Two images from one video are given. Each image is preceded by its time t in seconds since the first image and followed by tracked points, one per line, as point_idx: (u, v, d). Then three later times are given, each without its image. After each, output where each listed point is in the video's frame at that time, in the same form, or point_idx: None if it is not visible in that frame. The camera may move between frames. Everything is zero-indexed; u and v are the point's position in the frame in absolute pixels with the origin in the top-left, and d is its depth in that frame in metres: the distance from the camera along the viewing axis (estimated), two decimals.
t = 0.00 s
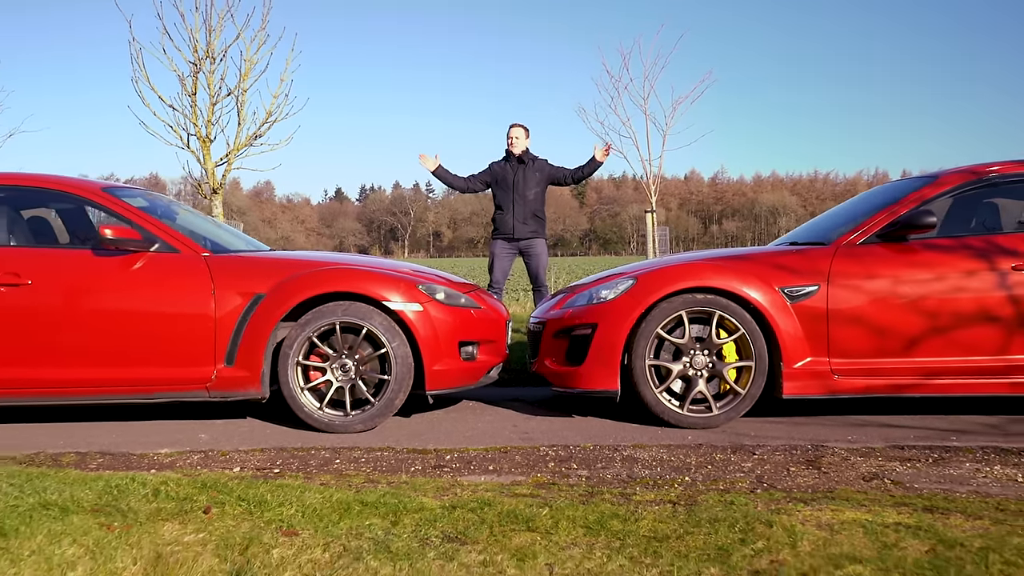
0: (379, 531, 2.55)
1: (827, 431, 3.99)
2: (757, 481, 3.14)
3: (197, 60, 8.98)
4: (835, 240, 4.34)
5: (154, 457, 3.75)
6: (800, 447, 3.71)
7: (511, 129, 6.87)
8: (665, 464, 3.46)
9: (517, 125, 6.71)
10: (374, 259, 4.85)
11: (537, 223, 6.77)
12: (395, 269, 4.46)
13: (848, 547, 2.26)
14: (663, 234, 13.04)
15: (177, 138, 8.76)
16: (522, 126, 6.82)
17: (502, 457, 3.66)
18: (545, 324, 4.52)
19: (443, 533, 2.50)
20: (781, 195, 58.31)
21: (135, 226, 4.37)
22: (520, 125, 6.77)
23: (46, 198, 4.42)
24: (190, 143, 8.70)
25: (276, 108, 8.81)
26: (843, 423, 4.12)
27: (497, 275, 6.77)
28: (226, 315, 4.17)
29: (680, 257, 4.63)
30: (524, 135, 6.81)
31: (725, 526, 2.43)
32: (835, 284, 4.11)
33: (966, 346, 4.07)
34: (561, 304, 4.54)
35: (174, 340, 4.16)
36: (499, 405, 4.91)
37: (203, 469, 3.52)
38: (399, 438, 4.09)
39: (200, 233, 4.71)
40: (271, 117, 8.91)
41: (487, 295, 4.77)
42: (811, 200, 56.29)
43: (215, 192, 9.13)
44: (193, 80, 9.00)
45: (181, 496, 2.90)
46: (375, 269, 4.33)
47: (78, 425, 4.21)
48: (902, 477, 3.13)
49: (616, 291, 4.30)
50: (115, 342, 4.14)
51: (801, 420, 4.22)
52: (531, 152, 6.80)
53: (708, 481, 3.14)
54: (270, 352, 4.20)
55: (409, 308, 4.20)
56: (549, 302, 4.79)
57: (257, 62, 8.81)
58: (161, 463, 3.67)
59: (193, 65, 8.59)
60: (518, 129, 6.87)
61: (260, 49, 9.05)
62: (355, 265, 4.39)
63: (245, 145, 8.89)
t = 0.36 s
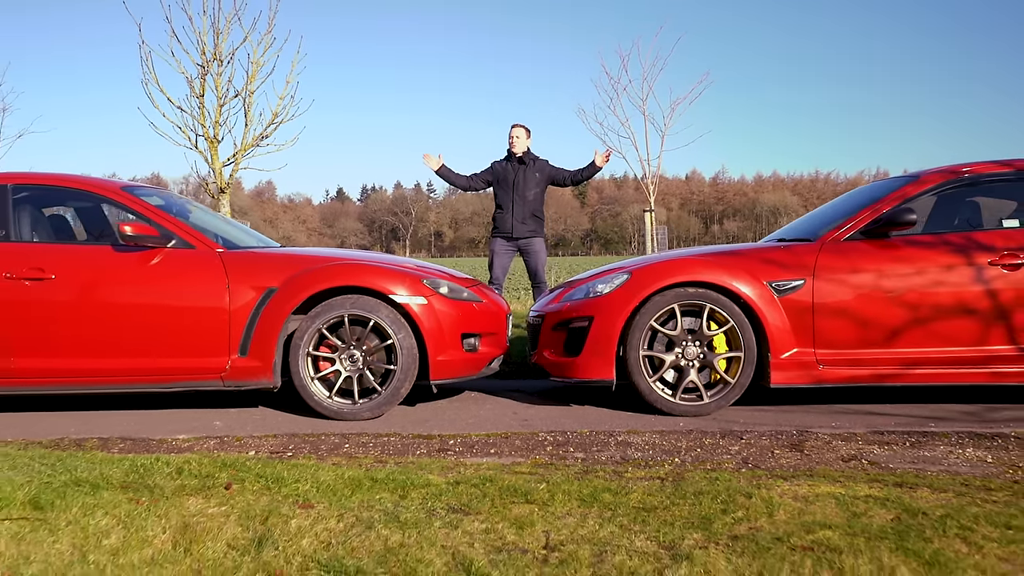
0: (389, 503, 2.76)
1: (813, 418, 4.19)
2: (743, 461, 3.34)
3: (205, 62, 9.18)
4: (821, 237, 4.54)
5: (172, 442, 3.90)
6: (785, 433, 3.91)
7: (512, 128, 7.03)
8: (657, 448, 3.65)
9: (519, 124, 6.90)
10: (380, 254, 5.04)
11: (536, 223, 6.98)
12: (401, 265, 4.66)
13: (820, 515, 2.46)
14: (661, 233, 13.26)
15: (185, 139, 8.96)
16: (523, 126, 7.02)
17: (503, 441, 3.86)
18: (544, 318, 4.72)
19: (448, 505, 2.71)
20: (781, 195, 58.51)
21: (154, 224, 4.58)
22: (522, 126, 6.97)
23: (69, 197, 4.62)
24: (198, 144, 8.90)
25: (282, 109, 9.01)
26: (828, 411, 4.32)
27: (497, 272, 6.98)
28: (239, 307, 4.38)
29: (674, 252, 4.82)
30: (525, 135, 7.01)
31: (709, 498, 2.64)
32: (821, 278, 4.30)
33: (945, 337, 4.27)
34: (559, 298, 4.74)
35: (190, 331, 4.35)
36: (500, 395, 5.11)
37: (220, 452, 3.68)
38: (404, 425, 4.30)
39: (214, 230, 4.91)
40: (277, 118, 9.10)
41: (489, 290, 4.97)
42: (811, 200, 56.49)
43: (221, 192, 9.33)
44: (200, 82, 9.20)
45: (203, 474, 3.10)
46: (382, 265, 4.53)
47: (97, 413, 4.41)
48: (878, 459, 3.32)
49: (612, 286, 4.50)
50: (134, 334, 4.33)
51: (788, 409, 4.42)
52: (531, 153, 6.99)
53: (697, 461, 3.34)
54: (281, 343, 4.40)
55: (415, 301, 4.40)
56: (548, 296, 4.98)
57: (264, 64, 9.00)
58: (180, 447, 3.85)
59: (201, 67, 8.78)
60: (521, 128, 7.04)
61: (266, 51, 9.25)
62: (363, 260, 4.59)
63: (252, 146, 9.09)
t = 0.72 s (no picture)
0: (401, 477, 2.98)
1: (799, 405, 4.41)
2: (731, 442, 3.56)
3: (211, 64, 9.38)
4: (807, 233, 4.76)
5: (192, 426, 4.11)
6: (772, 417, 4.13)
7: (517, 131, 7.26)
8: (651, 430, 3.87)
9: (521, 126, 7.10)
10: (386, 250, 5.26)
11: (535, 223, 7.20)
12: (408, 259, 4.87)
13: (798, 485, 2.69)
14: (657, 232, 13.51)
15: (192, 139, 9.16)
16: (526, 128, 7.22)
17: (505, 425, 4.08)
18: (544, 311, 4.94)
19: (456, 478, 2.93)
20: (778, 195, 58.84)
21: (172, 221, 4.78)
22: (525, 127, 7.18)
23: (91, 194, 4.82)
24: (205, 143, 9.10)
25: (288, 110, 9.22)
26: (814, 398, 4.54)
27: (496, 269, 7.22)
28: (253, 299, 4.59)
29: (667, 248, 5.04)
30: (528, 137, 7.23)
31: (697, 471, 2.87)
32: (807, 271, 4.53)
33: (925, 328, 4.50)
34: (558, 291, 4.95)
35: (206, 322, 4.56)
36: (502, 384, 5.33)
37: (239, 434, 3.88)
38: (411, 411, 4.51)
39: (228, 226, 5.12)
40: (282, 119, 9.32)
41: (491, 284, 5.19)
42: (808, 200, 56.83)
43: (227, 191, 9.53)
44: (207, 83, 9.40)
45: (225, 452, 3.32)
46: (390, 259, 4.74)
47: (118, 400, 4.61)
48: (858, 439, 3.55)
49: (608, 280, 4.71)
50: (153, 324, 4.54)
51: (777, 396, 4.64)
52: (533, 155, 7.22)
53: (687, 442, 3.57)
54: (293, 334, 4.62)
55: (421, 294, 4.62)
56: (546, 289, 5.20)
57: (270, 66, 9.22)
58: (199, 430, 4.05)
59: (208, 69, 9.00)
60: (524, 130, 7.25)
61: (272, 53, 9.47)
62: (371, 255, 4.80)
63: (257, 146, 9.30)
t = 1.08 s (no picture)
0: (401, 463, 3.17)
1: (780, 398, 4.63)
2: (712, 431, 3.77)
3: (210, 67, 9.54)
4: (788, 233, 4.97)
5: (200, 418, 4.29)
6: (753, 409, 4.34)
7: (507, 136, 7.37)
8: (638, 421, 4.07)
9: (514, 133, 7.26)
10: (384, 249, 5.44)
11: (529, 228, 7.41)
12: (406, 258, 5.06)
13: (771, 468, 2.90)
14: (648, 232, 13.75)
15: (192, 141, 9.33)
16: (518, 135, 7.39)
17: (499, 416, 4.27)
18: (536, 308, 5.13)
19: (452, 463, 3.13)
20: (769, 196, 59.27)
21: (178, 222, 4.96)
22: (517, 134, 7.35)
23: (99, 196, 4.99)
24: (204, 146, 9.26)
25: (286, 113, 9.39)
26: (794, 391, 4.75)
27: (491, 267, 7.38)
28: (257, 297, 4.77)
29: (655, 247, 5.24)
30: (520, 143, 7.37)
31: (678, 456, 3.07)
32: (787, 270, 4.74)
33: (899, 324, 4.72)
34: (549, 289, 5.15)
35: (212, 320, 4.74)
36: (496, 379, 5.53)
37: (245, 425, 4.06)
38: (408, 404, 4.70)
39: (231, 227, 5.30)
40: (280, 121, 9.49)
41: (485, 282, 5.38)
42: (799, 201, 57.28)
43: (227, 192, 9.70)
44: (206, 86, 9.56)
45: (234, 441, 3.50)
46: (389, 259, 4.93)
47: (126, 395, 4.78)
48: (832, 429, 3.76)
49: (598, 278, 4.91)
50: (160, 321, 4.71)
51: (759, 389, 4.86)
52: (525, 163, 7.40)
53: (671, 431, 3.77)
54: (295, 330, 4.80)
55: (418, 292, 4.81)
56: (538, 287, 5.39)
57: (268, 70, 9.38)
58: (206, 421, 4.23)
59: (207, 72, 9.16)
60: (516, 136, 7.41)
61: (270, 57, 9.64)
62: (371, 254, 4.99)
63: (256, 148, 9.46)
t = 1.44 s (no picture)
0: (398, 453, 3.38)
1: (760, 393, 4.84)
2: (692, 424, 3.98)
3: (209, 72, 9.72)
4: (769, 236, 5.19)
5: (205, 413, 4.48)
6: (733, 404, 4.56)
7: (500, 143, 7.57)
8: (623, 415, 4.28)
9: (505, 141, 7.47)
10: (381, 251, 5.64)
11: (522, 233, 7.61)
12: (402, 260, 5.26)
13: (743, 456, 3.12)
14: (639, 234, 13.97)
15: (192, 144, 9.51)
16: (510, 142, 7.59)
17: (492, 411, 4.48)
18: (527, 308, 5.34)
19: (446, 453, 3.33)
20: (763, 197, 59.63)
21: (183, 225, 5.15)
22: (508, 142, 7.54)
23: (105, 200, 5.18)
24: (203, 149, 9.44)
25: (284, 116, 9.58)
26: (774, 387, 4.97)
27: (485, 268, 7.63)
28: (258, 297, 4.96)
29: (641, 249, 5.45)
30: (511, 150, 7.54)
31: (657, 446, 3.28)
32: (767, 272, 4.96)
33: (874, 323, 4.94)
34: (541, 290, 5.35)
35: (215, 319, 4.94)
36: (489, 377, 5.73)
37: (249, 419, 4.26)
38: (405, 400, 4.90)
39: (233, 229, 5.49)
40: (278, 125, 9.68)
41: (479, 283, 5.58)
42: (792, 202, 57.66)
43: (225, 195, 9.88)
44: (205, 90, 9.74)
45: (240, 434, 3.70)
46: (386, 260, 5.13)
47: (133, 391, 4.98)
48: (806, 421, 3.98)
49: (586, 279, 5.11)
50: (166, 320, 4.90)
51: (741, 386, 5.07)
52: (517, 169, 7.60)
53: (653, 424, 3.99)
54: (295, 329, 5.00)
55: (414, 293, 5.01)
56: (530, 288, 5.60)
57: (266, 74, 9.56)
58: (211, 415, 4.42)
59: (206, 76, 9.33)
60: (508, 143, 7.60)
61: (268, 62, 9.82)
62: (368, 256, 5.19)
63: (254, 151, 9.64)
